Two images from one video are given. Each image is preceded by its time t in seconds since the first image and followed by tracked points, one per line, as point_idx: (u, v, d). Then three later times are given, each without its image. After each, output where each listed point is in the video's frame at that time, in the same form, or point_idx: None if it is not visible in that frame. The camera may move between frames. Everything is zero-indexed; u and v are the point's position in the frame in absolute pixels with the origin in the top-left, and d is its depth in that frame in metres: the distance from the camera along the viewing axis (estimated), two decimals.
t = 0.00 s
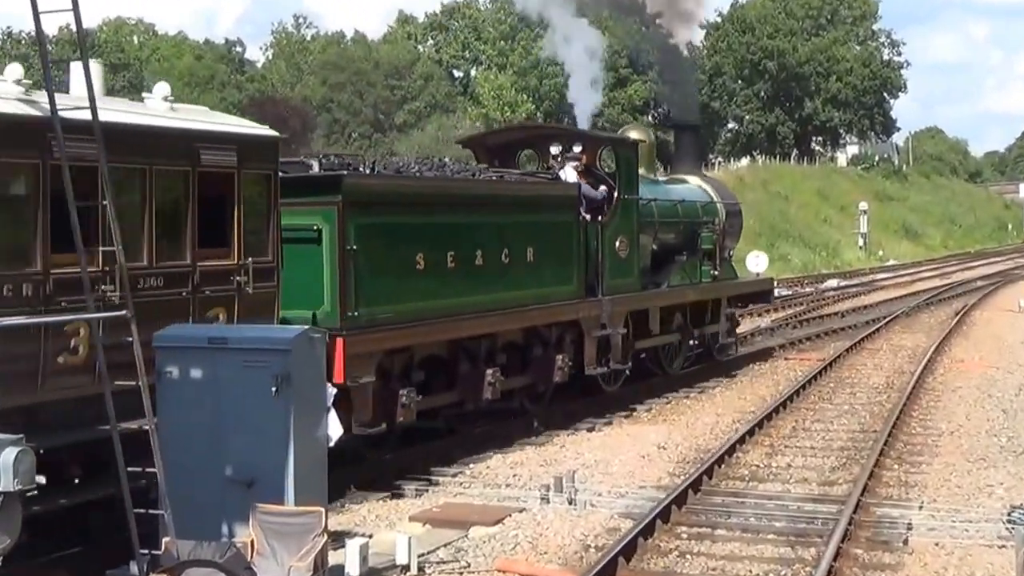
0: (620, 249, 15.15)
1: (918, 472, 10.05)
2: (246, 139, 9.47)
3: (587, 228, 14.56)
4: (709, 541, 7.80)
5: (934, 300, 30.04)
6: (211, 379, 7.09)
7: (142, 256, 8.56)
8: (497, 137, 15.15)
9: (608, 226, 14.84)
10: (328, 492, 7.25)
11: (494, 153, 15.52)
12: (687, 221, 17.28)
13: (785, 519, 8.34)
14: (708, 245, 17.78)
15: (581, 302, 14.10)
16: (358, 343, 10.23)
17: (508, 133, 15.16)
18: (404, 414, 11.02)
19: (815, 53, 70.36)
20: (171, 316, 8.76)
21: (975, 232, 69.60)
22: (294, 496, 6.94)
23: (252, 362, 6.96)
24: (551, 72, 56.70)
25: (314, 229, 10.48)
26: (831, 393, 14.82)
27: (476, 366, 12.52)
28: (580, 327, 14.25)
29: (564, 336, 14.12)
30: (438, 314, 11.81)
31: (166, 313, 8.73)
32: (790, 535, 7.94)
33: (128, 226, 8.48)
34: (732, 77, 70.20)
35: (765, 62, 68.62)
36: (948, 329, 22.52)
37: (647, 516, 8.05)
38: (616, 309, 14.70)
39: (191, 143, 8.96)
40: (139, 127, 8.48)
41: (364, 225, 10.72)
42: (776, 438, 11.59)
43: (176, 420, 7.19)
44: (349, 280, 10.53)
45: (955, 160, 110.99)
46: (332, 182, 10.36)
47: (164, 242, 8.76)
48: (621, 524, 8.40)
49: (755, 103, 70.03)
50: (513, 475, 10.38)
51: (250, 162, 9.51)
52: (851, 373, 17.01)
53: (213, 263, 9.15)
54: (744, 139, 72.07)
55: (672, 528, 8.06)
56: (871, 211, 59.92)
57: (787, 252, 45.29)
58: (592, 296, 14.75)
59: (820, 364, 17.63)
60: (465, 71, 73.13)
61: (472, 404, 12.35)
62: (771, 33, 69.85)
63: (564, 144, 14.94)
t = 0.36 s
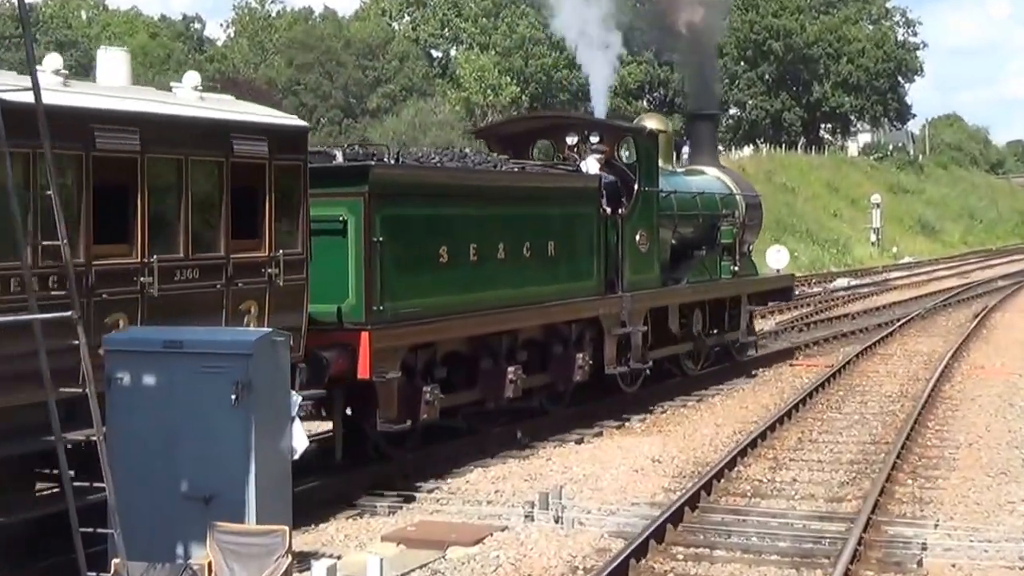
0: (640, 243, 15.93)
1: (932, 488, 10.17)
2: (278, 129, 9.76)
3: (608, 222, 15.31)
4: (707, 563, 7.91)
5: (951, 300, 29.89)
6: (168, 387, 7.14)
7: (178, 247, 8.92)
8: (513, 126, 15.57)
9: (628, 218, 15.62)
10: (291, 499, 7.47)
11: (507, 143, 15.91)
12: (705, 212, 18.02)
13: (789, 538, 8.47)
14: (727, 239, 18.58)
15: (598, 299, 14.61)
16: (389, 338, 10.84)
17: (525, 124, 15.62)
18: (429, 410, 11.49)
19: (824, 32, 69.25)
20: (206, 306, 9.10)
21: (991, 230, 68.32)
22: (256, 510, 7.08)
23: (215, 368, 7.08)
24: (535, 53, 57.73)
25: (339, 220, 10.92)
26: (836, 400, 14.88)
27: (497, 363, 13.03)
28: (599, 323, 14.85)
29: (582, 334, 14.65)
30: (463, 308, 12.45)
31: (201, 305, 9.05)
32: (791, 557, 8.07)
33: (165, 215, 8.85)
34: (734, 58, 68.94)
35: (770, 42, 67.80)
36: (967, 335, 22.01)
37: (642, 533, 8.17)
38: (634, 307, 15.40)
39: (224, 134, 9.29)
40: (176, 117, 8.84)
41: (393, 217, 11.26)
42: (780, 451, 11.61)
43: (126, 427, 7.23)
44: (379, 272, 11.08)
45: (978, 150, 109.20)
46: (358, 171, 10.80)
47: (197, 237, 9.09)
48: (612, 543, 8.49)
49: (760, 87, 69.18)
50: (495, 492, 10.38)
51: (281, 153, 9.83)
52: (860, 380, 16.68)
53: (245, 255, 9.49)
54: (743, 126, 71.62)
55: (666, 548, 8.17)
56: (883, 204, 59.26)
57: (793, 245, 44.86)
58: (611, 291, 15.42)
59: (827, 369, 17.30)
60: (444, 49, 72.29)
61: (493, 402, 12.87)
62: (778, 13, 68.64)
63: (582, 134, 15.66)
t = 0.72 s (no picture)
0: (653, 236, 16.23)
1: (941, 508, 10.11)
2: (296, 117, 10.25)
3: (621, 215, 15.58)
4: None
5: (967, 300, 29.45)
6: (101, 397, 6.86)
7: (200, 241, 9.41)
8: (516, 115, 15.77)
9: (642, 208, 15.88)
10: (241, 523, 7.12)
11: (512, 128, 16.07)
12: (718, 202, 18.19)
13: (789, 564, 8.45)
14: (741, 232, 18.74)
15: (609, 296, 14.91)
16: (404, 335, 11.25)
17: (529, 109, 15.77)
18: (442, 410, 11.91)
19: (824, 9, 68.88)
20: (227, 298, 9.59)
21: (1005, 222, 66.96)
22: (200, 530, 6.76)
23: (153, 380, 6.78)
24: (508, 28, 58.09)
25: (354, 212, 11.35)
26: (838, 408, 14.70)
27: (510, 360, 13.43)
28: (612, 320, 15.17)
29: (593, 333, 14.98)
30: (475, 302, 12.86)
31: (225, 297, 9.57)
32: None
33: (188, 205, 9.34)
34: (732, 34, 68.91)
35: (768, 15, 67.29)
36: (982, 339, 21.46)
37: (624, 558, 8.16)
38: (647, 302, 15.70)
39: (244, 123, 9.76)
40: (196, 106, 9.29)
41: (407, 209, 11.68)
42: (777, 467, 11.57)
43: (55, 439, 7.00)
44: (394, 263, 11.50)
45: (994, 135, 107.73)
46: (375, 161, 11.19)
47: (218, 231, 9.57)
48: (592, 570, 8.46)
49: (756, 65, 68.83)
50: (465, 511, 10.28)
51: (300, 141, 10.34)
52: (864, 388, 16.30)
53: (264, 247, 9.97)
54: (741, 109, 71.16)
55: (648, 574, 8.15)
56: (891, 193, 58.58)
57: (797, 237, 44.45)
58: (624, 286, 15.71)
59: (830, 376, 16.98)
60: (412, 24, 73.18)
61: (505, 403, 13.31)
62: None
63: (590, 121, 15.87)
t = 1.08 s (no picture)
0: (660, 230, 16.02)
1: (946, 528, 9.88)
2: (308, 102, 10.66)
3: (628, 207, 15.38)
4: None
5: (973, 301, 29.14)
6: (33, 402, 6.85)
7: (218, 228, 9.82)
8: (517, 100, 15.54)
9: (648, 202, 15.70)
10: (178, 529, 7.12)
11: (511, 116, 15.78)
12: (724, 193, 17.89)
13: None
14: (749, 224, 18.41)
15: (617, 292, 14.82)
16: (410, 330, 11.44)
17: (526, 95, 15.52)
18: (450, 408, 12.05)
19: None
20: (243, 289, 10.00)
21: (1017, 214, 67.02)
22: (134, 534, 6.76)
23: (86, 385, 6.75)
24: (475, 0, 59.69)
25: (362, 203, 11.57)
26: (832, 418, 14.47)
27: (517, 358, 13.44)
28: (619, 316, 15.02)
29: (600, 329, 14.85)
30: (482, 296, 12.97)
31: (240, 285, 9.98)
32: None
33: (206, 194, 9.75)
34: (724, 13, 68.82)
35: None
36: (988, 344, 21.04)
37: None
38: (655, 299, 15.58)
39: (260, 110, 10.20)
40: (211, 93, 9.69)
41: (415, 197, 11.85)
42: (766, 483, 11.30)
43: None
44: (403, 254, 11.70)
45: (1003, 121, 107.00)
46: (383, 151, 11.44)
47: (235, 218, 9.99)
48: None
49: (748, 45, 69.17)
50: (424, 532, 10.03)
51: (314, 128, 10.75)
52: (863, 397, 16.00)
53: (279, 237, 10.37)
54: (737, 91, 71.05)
55: None
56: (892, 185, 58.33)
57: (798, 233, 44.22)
58: (631, 280, 15.51)
59: (825, 384, 16.58)
60: None
61: (511, 404, 13.36)
62: None
63: (594, 107, 15.56)
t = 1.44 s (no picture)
0: (661, 225, 15.72)
1: (938, 550, 9.67)
2: (316, 91, 10.66)
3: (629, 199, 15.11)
4: None
5: (972, 304, 28.88)
6: None
7: (229, 220, 9.83)
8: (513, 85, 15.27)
9: (648, 195, 15.38)
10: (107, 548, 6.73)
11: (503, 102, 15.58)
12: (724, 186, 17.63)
13: None
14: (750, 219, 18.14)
15: (620, 288, 14.55)
16: (411, 326, 11.34)
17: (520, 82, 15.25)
18: (454, 407, 11.97)
19: None
20: (253, 280, 10.00)
21: (1018, 209, 66.57)
22: (59, 550, 6.30)
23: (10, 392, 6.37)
24: None
25: (365, 195, 11.47)
26: (817, 431, 14.25)
27: (518, 356, 13.21)
28: (619, 314, 14.78)
29: (601, 328, 14.62)
30: (485, 292, 12.74)
31: (250, 278, 9.98)
32: None
33: (216, 184, 9.78)
34: None
35: None
36: (987, 351, 20.79)
37: None
38: (656, 295, 15.30)
39: (271, 99, 10.23)
40: (221, 80, 9.72)
41: (419, 189, 11.69)
42: (745, 501, 11.07)
43: None
44: (406, 248, 11.57)
45: (1003, 110, 106.39)
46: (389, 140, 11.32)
47: (245, 209, 9.99)
48: None
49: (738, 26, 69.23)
50: (375, 554, 9.77)
51: (322, 116, 10.74)
52: (850, 408, 15.77)
53: (287, 229, 10.34)
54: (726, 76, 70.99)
55: None
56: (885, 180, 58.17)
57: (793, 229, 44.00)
58: (633, 277, 15.22)
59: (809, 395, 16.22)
60: None
61: (512, 403, 13.11)
62: None
63: (590, 95, 15.30)
